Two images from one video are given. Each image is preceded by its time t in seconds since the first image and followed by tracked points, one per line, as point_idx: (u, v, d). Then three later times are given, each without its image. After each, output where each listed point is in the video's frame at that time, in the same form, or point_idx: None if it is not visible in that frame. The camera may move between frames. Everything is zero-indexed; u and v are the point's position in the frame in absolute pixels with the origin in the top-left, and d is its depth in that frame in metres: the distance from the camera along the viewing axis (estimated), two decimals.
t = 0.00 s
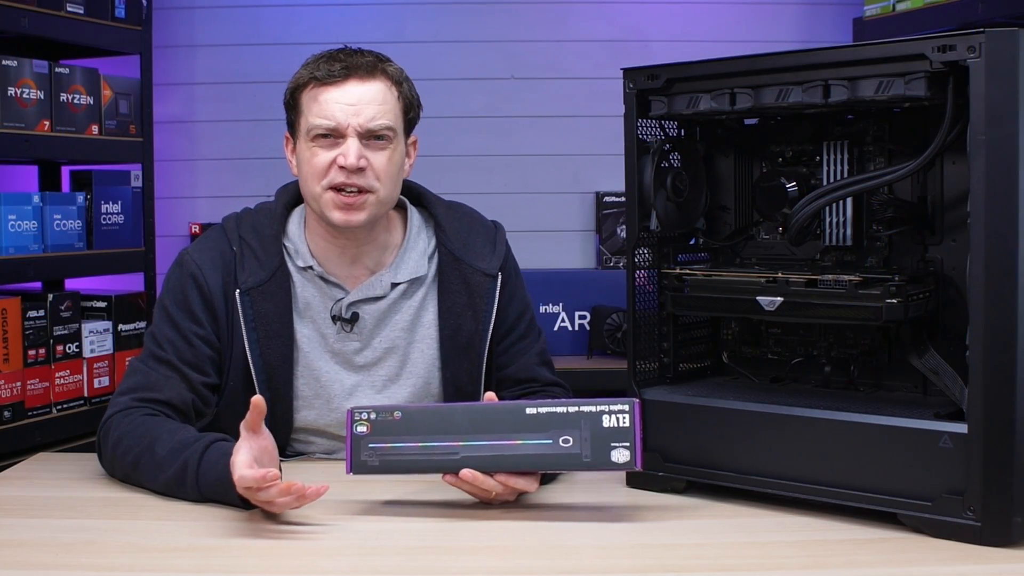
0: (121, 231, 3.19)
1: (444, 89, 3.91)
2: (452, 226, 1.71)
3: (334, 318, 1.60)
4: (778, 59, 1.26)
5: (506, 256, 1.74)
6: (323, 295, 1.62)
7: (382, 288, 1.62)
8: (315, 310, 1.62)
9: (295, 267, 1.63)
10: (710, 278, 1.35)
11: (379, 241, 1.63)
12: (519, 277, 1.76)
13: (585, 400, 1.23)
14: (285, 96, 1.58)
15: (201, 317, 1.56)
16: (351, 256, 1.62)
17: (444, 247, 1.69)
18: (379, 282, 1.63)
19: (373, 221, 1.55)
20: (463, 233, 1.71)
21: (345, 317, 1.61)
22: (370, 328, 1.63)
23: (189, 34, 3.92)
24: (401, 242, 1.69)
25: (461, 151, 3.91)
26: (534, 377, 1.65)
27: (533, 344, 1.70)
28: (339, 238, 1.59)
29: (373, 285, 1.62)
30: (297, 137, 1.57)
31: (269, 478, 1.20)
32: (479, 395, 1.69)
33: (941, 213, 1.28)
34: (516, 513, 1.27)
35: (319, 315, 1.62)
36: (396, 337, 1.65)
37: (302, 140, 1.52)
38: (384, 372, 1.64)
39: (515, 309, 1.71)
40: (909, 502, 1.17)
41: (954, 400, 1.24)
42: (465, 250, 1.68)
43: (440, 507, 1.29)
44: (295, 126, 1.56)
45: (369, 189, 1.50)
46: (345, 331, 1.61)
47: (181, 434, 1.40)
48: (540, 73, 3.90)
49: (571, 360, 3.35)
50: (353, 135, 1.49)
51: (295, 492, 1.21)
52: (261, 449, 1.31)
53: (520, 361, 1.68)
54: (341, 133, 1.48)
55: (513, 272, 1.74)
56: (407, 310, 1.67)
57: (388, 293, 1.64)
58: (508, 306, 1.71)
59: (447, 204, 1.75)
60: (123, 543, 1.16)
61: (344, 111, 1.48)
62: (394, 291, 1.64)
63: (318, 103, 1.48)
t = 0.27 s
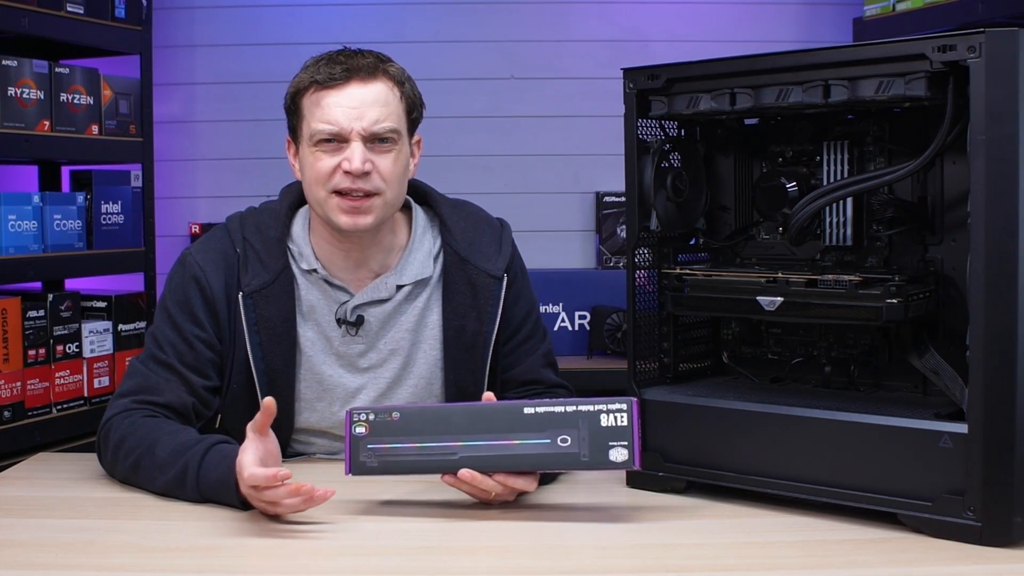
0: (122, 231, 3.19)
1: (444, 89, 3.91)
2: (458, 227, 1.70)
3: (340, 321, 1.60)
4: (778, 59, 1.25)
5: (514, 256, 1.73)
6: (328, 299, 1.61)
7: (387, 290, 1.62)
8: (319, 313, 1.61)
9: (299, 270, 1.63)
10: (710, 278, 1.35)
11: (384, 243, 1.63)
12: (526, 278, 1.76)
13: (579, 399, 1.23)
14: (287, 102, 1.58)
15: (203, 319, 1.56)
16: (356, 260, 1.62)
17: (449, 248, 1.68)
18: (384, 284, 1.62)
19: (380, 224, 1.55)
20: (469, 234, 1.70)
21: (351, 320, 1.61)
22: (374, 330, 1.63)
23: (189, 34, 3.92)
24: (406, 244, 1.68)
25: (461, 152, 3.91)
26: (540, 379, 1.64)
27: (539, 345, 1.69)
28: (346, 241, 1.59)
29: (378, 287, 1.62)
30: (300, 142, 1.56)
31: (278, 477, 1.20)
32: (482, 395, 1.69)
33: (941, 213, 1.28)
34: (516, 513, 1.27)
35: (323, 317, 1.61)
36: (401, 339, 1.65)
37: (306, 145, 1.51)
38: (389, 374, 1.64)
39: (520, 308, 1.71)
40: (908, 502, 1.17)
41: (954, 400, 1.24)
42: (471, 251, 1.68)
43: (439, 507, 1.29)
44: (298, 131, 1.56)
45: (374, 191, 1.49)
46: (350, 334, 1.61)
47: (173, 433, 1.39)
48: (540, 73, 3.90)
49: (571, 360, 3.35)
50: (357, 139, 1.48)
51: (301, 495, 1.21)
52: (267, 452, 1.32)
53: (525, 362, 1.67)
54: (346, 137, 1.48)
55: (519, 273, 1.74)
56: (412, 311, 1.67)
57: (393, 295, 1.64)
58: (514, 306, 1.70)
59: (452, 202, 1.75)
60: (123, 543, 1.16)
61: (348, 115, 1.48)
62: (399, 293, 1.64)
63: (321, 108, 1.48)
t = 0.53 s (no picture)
0: (122, 231, 3.19)
1: (444, 89, 3.90)
2: (461, 224, 1.69)
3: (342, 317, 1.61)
4: (778, 59, 1.25)
5: (516, 253, 1.71)
6: (331, 295, 1.63)
7: (390, 287, 1.63)
8: (322, 309, 1.62)
9: (302, 266, 1.64)
10: (710, 278, 1.35)
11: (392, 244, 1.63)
12: (526, 276, 1.74)
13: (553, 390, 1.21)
14: (307, 101, 1.55)
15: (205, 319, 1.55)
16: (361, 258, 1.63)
17: (451, 246, 1.67)
18: (388, 281, 1.63)
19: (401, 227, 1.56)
20: (471, 232, 1.69)
21: (353, 316, 1.62)
22: (377, 328, 1.64)
23: (189, 34, 3.92)
24: (409, 240, 1.67)
25: (461, 151, 3.91)
26: (541, 380, 1.62)
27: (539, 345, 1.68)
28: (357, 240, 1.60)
29: (381, 284, 1.63)
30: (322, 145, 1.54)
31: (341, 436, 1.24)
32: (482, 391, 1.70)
33: (941, 212, 1.28)
34: (516, 513, 1.27)
35: (326, 314, 1.62)
36: (404, 336, 1.66)
37: (337, 150, 1.49)
38: (390, 371, 1.65)
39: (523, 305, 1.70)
40: (908, 502, 1.17)
41: (954, 400, 1.24)
42: (473, 249, 1.67)
43: (438, 507, 1.29)
44: (320, 131, 1.54)
45: (406, 199, 1.49)
46: (353, 331, 1.62)
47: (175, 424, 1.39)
48: (540, 73, 3.90)
49: (571, 360, 3.35)
50: (392, 148, 1.47)
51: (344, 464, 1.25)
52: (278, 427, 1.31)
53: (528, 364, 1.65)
54: (382, 146, 1.47)
55: (520, 271, 1.73)
56: (416, 308, 1.67)
57: (397, 291, 1.64)
58: (515, 304, 1.69)
59: (454, 199, 1.73)
60: (122, 543, 1.16)
61: (385, 123, 1.46)
62: (402, 290, 1.65)
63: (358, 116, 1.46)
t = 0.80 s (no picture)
0: (121, 231, 3.19)
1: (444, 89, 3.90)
2: (465, 222, 1.70)
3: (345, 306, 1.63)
4: (778, 59, 1.25)
5: (518, 253, 1.73)
6: (334, 284, 1.64)
7: (394, 279, 1.64)
8: (326, 298, 1.64)
9: (307, 254, 1.64)
10: (710, 278, 1.35)
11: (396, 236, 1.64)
12: (529, 277, 1.75)
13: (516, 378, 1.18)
14: (319, 86, 1.56)
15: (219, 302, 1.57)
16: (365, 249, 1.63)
17: (455, 242, 1.69)
18: (391, 273, 1.64)
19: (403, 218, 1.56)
20: (475, 229, 1.70)
21: (356, 306, 1.63)
22: (380, 319, 1.65)
23: (189, 34, 3.92)
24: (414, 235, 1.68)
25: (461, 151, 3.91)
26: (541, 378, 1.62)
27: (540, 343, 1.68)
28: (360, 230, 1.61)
29: (385, 276, 1.64)
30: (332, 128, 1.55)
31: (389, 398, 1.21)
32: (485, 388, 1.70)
33: (941, 213, 1.28)
34: (516, 513, 1.27)
35: (329, 304, 1.64)
36: (406, 329, 1.67)
37: (346, 134, 1.50)
38: (391, 363, 1.66)
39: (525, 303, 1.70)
40: (908, 502, 1.17)
41: (954, 400, 1.24)
42: (476, 245, 1.68)
43: (438, 506, 1.29)
44: (331, 116, 1.55)
45: (411, 189, 1.50)
46: (355, 320, 1.64)
47: (193, 395, 1.40)
48: (540, 73, 3.90)
49: (571, 360, 3.35)
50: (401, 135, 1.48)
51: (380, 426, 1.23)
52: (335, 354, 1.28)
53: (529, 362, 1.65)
54: (391, 133, 1.48)
55: (523, 270, 1.74)
56: (419, 301, 1.68)
57: (401, 283, 1.65)
58: (517, 302, 1.70)
59: (459, 198, 1.74)
60: (122, 543, 1.16)
61: (396, 110, 1.47)
62: (406, 282, 1.66)
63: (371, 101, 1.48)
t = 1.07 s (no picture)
0: (122, 231, 3.19)
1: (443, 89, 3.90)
2: (471, 220, 1.72)
3: (352, 296, 1.65)
4: (778, 59, 1.25)
5: (523, 255, 1.75)
6: (342, 274, 1.68)
7: (400, 271, 1.67)
8: (333, 288, 1.67)
9: (316, 245, 1.68)
10: (710, 278, 1.35)
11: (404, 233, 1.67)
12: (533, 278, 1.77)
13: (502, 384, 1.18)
14: (336, 76, 1.60)
15: (230, 285, 1.60)
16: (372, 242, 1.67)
17: (461, 239, 1.70)
18: (398, 265, 1.67)
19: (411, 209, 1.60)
20: (481, 228, 1.72)
21: (362, 296, 1.65)
22: (385, 310, 1.68)
23: (189, 34, 3.92)
24: (420, 232, 1.71)
25: (460, 151, 3.91)
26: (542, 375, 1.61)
27: (542, 342, 1.67)
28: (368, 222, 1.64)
29: (392, 267, 1.67)
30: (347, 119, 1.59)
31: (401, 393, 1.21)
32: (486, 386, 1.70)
33: (941, 213, 1.28)
34: (516, 513, 1.27)
35: (336, 294, 1.67)
36: (410, 322, 1.70)
37: (360, 124, 1.55)
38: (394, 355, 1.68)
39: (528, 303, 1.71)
40: (908, 502, 1.17)
41: (954, 400, 1.24)
42: (482, 244, 1.70)
43: (439, 506, 1.29)
44: (346, 106, 1.60)
45: (420, 180, 1.54)
46: (360, 310, 1.66)
47: (209, 371, 1.40)
48: (540, 73, 3.90)
49: (571, 360, 3.35)
50: (413, 127, 1.52)
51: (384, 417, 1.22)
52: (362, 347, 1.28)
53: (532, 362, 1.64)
54: (403, 124, 1.52)
55: (527, 271, 1.75)
56: (424, 295, 1.71)
57: (406, 276, 1.68)
58: (520, 302, 1.71)
59: (465, 198, 1.76)
60: (123, 543, 1.16)
61: (409, 101, 1.52)
62: (413, 274, 1.68)
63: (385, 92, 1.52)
